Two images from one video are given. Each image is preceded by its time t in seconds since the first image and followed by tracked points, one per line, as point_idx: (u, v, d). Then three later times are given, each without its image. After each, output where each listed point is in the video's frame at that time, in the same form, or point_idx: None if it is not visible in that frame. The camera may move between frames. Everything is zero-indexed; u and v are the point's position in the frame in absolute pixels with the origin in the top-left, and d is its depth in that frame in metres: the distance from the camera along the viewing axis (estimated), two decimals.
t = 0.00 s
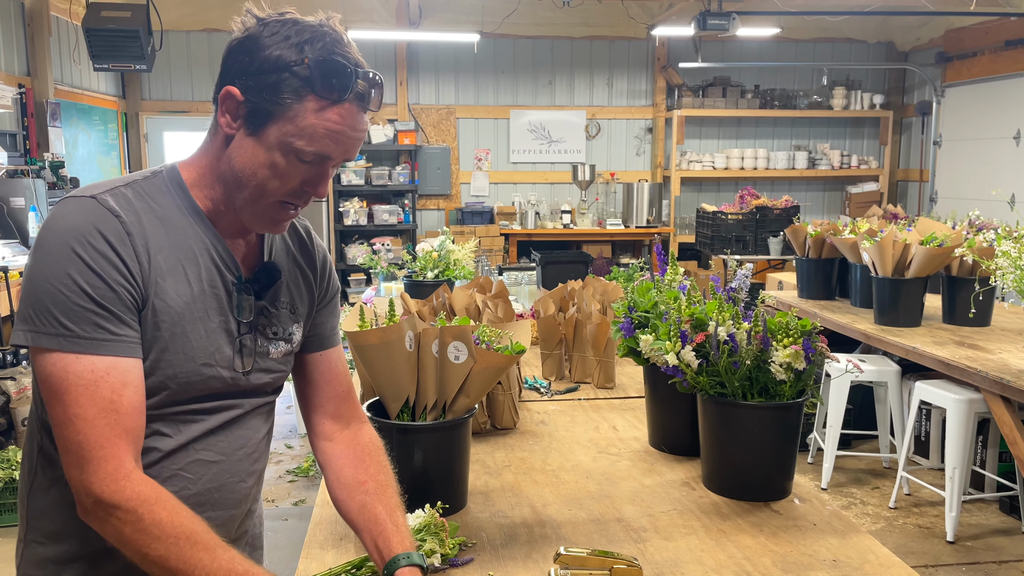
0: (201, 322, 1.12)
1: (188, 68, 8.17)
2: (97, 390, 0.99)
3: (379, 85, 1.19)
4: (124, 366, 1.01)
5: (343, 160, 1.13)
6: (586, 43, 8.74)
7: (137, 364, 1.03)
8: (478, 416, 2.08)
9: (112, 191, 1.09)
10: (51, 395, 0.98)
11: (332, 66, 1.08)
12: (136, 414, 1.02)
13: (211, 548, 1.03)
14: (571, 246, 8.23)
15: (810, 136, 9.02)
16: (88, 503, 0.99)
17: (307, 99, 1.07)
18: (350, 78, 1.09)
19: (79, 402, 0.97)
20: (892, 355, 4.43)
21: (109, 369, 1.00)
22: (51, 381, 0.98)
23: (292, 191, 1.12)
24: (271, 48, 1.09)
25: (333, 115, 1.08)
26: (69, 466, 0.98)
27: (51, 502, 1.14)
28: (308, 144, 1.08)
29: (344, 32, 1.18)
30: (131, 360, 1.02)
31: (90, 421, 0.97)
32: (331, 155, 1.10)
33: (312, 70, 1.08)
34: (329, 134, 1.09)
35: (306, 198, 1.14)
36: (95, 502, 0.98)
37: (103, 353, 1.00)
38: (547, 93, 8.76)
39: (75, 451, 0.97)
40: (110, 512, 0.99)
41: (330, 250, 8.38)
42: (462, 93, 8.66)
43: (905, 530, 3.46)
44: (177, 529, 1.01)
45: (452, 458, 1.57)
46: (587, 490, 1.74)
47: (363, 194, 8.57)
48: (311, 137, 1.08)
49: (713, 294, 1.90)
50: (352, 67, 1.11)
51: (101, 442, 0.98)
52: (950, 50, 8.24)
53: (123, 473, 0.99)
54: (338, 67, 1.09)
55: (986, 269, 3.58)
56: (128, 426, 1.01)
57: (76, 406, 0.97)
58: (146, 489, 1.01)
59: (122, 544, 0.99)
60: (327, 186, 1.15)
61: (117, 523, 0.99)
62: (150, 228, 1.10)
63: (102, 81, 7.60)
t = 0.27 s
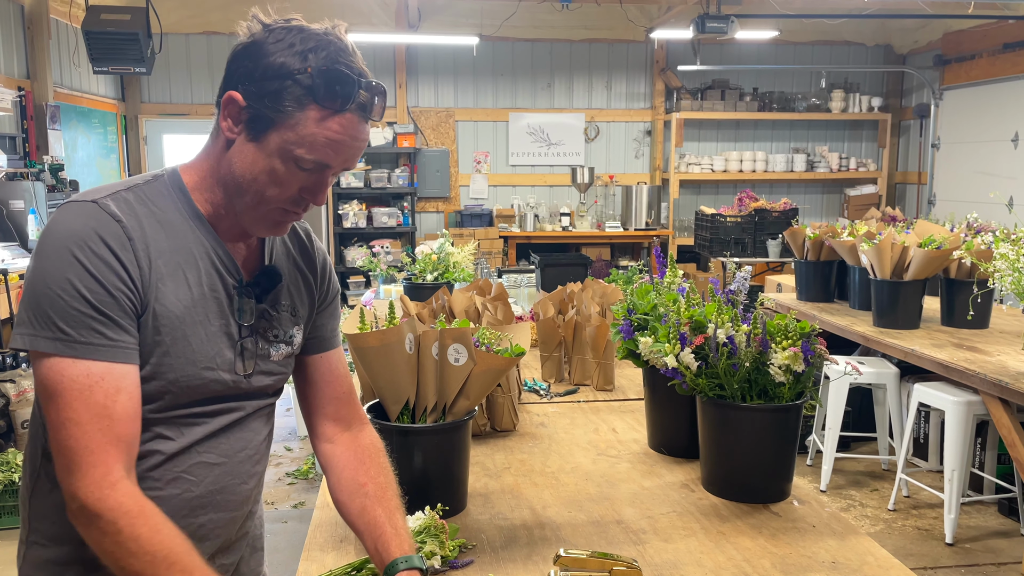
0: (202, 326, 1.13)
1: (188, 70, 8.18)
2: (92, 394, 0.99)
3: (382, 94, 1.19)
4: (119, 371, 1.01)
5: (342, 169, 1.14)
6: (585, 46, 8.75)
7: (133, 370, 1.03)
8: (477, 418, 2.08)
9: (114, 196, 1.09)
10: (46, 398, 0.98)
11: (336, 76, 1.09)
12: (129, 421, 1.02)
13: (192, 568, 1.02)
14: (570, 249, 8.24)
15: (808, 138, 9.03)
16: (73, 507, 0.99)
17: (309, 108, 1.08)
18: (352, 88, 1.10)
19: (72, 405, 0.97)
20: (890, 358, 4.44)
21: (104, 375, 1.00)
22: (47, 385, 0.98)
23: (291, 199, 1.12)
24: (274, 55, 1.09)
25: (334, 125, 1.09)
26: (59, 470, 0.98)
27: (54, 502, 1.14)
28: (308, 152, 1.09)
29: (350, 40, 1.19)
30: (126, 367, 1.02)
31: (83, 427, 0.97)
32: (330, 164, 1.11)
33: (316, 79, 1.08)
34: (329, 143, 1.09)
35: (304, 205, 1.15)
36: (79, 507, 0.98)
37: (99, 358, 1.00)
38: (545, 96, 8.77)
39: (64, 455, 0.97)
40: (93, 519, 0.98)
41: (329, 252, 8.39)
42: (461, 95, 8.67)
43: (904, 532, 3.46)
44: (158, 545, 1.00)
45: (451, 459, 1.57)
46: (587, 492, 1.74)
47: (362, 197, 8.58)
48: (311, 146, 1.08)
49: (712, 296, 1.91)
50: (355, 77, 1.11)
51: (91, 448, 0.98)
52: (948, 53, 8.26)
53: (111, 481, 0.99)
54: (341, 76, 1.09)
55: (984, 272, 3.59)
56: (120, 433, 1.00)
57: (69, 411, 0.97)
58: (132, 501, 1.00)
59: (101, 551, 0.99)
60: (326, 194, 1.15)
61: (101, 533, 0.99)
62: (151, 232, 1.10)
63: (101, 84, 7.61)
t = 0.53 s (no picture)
0: (198, 328, 1.13)
1: (187, 71, 8.18)
2: (66, 396, 0.99)
3: (389, 106, 1.20)
4: (96, 376, 1.01)
5: (348, 179, 1.14)
6: (584, 48, 8.76)
7: (111, 374, 1.03)
8: (477, 419, 2.08)
9: (114, 196, 1.09)
10: (25, 395, 0.98)
11: (347, 89, 1.09)
12: (100, 427, 1.02)
13: None
14: (570, 250, 8.24)
15: (808, 140, 9.04)
16: (32, 504, 0.99)
17: (319, 118, 1.08)
18: (361, 99, 1.10)
19: (46, 405, 0.98)
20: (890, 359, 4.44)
21: (81, 378, 1.00)
22: (27, 383, 0.98)
23: (295, 207, 1.12)
24: (286, 64, 1.09)
25: (343, 136, 1.09)
26: (25, 468, 0.99)
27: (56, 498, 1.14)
28: (315, 162, 1.09)
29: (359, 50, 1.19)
30: (105, 370, 1.02)
31: (54, 428, 0.97)
32: (337, 174, 1.11)
33: (326, 89, 1.08)
34: (337, 154, 1.09)
35: (308, 213, 1.15)
36: (36, 506, 0.99)
37: (82, 360, 1.00)
38: (545, 97, 8.77)
39: (31, 454, 0.97)
40: (47, 519, 0.99)
41: (329, 253, 8.39)
42: (460, 97, 8.67)
43: (903, 533, 3.46)
44: (102, 562, 1.00)
45: (451, 460, 1.57)
46: (587, 492, 1.74)
47: (362, 198, 8.58)
48: (319, 156, 1.09)
49: (712, 297, 1.90)
50: (365, 89, 1.12)
51: (58, 450, 0.98)
52: (947, 54, 8.26)
53: (72, 486, 0.99)
54: (351, 87, 1.10)
55: (984, 273, 3.59)
56: (90, 438, 1.00)
57: (42, 411, 0.97)
58: (89, 510, 1.00)
59: (48, 552, 1.00)
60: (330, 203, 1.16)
61: (52, 534, 0.99)
62: (149, 234, 1.10)
63: (101, 85, 7.61)
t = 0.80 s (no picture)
0: (199, 328, 1.13)
1: (187, 72, 8.18)
2: (73, 398, 0.99)
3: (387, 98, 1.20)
4: (103, 378, 1.01)
5: (347, 171, 1.14)
6: (584, 48, 8.76)
7: (118, 376, 1.03)
8: (476, 420, 2.08)
9: (114, 196, 1.09)
10: (32, 398, 0.99)
11: (343, 79, 1.09)
12: (108, 429, 1.02)
13: None
14: (569, 251, 8.24)
15: (807, 141, 9.04)
16: (42, 508, 1.00)
17: (317, 109, 1.08)
18: (358, 90, 1.11)
19: (53, 408, 0.98)
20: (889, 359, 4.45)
21: (87, 380, 1.00)
22: (33, 387, 0.98)
23: (295, 200, 1.12)
24: (282, 57, 1.09)
25: (341, 127, 1.09)
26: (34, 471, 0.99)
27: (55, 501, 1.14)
28: (314, 153, 1.09)
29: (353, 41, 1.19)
30: (111, 372, 1.02)
31: (62, 431, 0.98)
32: (336, 165, 1.11)
33: (322, 81, 1.09)
34: (336, 144, 1.10)
35: (308, 206, 1.15)
36: (47, 510, 0.99)
37: (85, 362, 1.00)
38: (545, 98, 8.78)
39: (40, 457, 0.98)
40: (58, 524, 1.00)
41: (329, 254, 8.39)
42: (460, 97, 8.68)
43: (903, 533, 3.46)
44: (114, 563, 1.01)
45: (450, 461, 1.57)
46: (586, 493, 1.74)
47: (362, 199, 8.59)
48: (318, 147, 1.09)
49: (711, 298, 1.90)
50: (361, 80, 1.12)
51: (67, 453, 0.98)
52: (946, 55, 8.27)
53: (82, 489, 0.99)
54: (347, 79, 1.10)
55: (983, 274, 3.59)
56: (98, 440, 1.01)
57: (51, 414, 0.98)
58: (100, 514, 1.01)
59: (60, 556, 1.00)
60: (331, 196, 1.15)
61: (64, 540, 1.00)
62: (150, 234, 1.10)
63: (101, 85, 7.61)
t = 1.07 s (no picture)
0: (201, 331, 1.13)
1: (187, 72, 8.19)
2: (79, 404, 0.99)
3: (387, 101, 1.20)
4: (108, 383, 1.02)
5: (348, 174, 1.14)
6: (584, 48, 8.77)
7: (123, 381, 1.03)
8: (476, 420, 2.08)
9: (115, 201, 1.09)
10: (37, 403, 0.99)
11: (344, 83, 1.09)
12: (116, 434, 1.02)
13: None
14: (569, 251, 8.24)
15: (807, 141, 9.04)
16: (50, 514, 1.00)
17: (319, 113, 1.08)
18: (359, 94, 1.11)
19: (60, 414, 0.98)
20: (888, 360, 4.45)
21: (93, 386, 1.00)
22: (39, 392, 0.99)
23: (296, 204, 1.12)
24: (284, 61, 1.09)
25: (343, 131, 1.09)
26: (42, 478, 1.00)
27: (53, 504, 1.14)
28: (316, 158, 1.09)
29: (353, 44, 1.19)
30: (116, 377, 1.02)
31: (69, 437, 0.98)
32: (338, 169, 1.11)
33: (323, 85, 1.09)
34: (337, 148, 1.10)
35: (309, 210, 1.15)
36: (56, 516, 1.00)
37: (89, 369, 1.00)
38: (545, 98, 8.78)
39: (48, 464, 0.98)
40: (67, 530, 1.00)
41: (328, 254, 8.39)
42: (460, 97, 8.68)
43: (902, 534, 3.46)
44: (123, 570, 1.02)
45: (449, 461, 1.57)
46: (585, 493, 1.74)
47: (362, 199, 8.59)
48: (320, 151, 1.09)
49: (711, 298, 1.91)
50: (362, 83, 1.12)
51: (75, 460, 0.99)
52: (946, 55, 8.27)
53: (91, 496, 1.00)
54: (349, 83, 1.10)
55: (982, 274, 3.59)
56: (105, 446, 1.01)
57: (58, 420, 0.98)
58: (107, 521, 1.02)
59: (68, 562, 1.01)
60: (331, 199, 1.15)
61: (71, 546, 1.00)
62: (152, 238, 1.10)
63: (101, 85, 7.61)
